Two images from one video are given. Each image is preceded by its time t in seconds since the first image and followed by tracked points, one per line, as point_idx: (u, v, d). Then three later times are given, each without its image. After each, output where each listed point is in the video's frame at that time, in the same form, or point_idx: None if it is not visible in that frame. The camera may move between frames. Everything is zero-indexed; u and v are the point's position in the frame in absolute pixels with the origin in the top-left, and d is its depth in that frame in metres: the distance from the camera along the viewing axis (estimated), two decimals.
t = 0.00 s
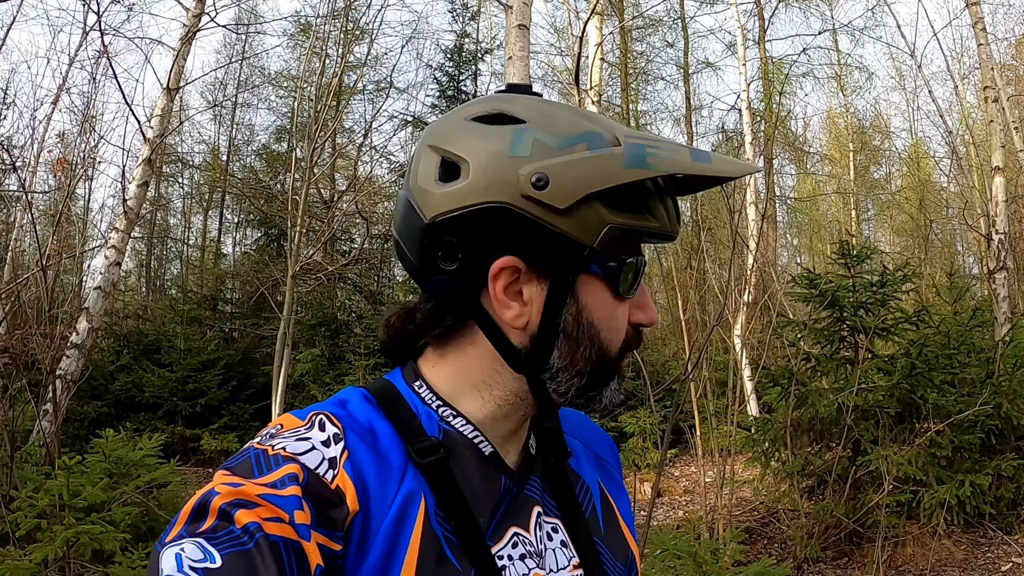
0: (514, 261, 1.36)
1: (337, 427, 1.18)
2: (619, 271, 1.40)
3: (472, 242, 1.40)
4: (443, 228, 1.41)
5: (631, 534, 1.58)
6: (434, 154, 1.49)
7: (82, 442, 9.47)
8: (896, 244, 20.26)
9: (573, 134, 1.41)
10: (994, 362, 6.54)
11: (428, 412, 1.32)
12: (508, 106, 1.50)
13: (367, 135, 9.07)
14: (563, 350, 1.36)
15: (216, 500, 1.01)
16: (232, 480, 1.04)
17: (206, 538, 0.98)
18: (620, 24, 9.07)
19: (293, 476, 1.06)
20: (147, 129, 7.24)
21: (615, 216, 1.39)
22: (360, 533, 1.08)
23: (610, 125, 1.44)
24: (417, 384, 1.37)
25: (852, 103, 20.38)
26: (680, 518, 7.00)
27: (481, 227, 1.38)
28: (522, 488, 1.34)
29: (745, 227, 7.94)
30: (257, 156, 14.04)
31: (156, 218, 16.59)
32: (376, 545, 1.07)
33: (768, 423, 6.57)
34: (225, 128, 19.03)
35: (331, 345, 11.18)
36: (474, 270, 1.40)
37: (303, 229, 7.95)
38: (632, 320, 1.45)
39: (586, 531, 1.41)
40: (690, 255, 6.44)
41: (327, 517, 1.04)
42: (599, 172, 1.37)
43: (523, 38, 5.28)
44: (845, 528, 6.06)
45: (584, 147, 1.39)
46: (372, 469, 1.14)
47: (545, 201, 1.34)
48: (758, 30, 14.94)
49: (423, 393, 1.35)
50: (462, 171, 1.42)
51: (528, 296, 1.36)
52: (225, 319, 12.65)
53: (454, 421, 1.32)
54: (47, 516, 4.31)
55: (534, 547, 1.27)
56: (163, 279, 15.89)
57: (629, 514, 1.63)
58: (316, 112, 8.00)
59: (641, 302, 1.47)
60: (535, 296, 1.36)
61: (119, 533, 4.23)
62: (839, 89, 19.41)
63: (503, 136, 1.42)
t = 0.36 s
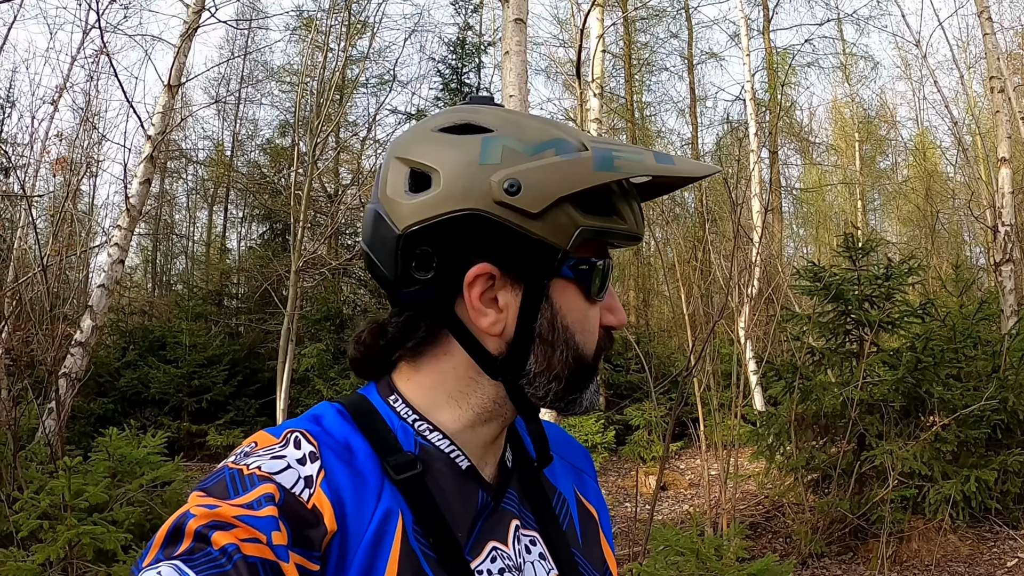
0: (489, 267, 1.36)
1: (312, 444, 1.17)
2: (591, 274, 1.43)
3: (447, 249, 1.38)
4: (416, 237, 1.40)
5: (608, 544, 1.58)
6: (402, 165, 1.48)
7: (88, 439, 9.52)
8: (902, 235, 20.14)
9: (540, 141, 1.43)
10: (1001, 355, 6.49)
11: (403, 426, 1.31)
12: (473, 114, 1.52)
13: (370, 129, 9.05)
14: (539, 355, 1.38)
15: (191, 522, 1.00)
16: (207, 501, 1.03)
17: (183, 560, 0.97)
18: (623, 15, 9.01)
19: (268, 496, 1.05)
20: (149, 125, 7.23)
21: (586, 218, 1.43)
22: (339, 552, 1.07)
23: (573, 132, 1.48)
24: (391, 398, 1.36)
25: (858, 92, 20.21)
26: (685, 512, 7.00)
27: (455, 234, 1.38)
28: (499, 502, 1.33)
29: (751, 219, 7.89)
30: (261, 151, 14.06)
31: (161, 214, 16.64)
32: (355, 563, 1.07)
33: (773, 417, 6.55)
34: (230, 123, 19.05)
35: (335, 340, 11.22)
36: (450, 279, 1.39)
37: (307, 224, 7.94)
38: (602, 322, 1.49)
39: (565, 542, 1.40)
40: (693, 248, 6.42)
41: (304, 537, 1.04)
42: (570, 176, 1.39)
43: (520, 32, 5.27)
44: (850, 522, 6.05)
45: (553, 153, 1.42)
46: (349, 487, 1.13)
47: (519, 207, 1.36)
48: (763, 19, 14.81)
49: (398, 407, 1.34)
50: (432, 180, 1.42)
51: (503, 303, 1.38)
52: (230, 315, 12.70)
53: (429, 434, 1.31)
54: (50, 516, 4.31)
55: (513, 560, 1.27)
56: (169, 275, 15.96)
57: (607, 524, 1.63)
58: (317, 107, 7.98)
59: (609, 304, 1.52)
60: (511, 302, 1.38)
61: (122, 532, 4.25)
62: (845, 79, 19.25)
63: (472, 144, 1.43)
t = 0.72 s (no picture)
0: (481, 252, 1.37)
1: (316, 436, 1.17)
2: (587, 249, 1.42)
3: (438, 236, 1.39)
4: (406, 226, 1.41)
5: (622, 528, 1.57)
6: (387, 156, 1.49)
7: (96, 429, 9.58)
8: (909, 226, 20.05)
9: (522, 117, 1.41)
10: (1009, 348, 6.46)
11: (409, 416, 1.31)
12: (453, 97, 1.51)
13: (376, 119, 9.03)
14: (539, 336, 1.37)
15: (201, 519, 1.01)
16: (216, 498, 1.04)
17: (194, 558, 0.98)
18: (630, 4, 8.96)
19: (276, 490, 1.05)
20: (156, 117, 7.23)
21: (575, 193, 1.41)
22: (346, 544, 1.08)
23: (556, 106, 1.46)
24: (395, 388, 1.36)
25: (865, 83, 20.07)
26: (691, 503, 7.01)
27: (446, 221, 1.38)
28: (508, 489, 1.33)
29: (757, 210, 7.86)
30: (267, 141, 14.06)
31: (167, 205, 16.67)
32: (362, 554, 1.07)
33: (780, 408, 6.56)
34: (235, 113, 19.04)
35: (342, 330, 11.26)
36: (442, 266, 1.40)
37: (314, 215, 7.94)
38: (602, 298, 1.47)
39: (576, 527, 1.40)
40: (700, 239, 6.40)
41: (311, 530, 1.04)
42: (554, 151, 1.38)
43: (530, 22, 5.25)
44: (857, 514, 6.07)
45: (536, 128, 1.40)
46: (354, 477, 1.14)
47: (504, 188, 1.35)
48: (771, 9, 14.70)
49: (403, 397, 1.34)
50: (417, 169, 1.43)
51: (499, 286, 1.38)
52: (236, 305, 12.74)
53: (434, 423, 1.31)
54: (60, 507, 4.34)
55: (523, 548, 1.26)
56: (176, 265, 16.02)
57: (621, 509, 1.62)
58: (324, 98, 7.97)
59: (610, 278, 1.50)
60: (507, 285, 1.38)
61: (131, 522, 4.27)
62: (852, 70, 19.12)
63: (454, 129, 1.42)
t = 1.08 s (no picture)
0: (488, 246, 1.36)
1: (331, 428, 1.18)
2: (596, 240, 1.41)
3: (445, 233, 1.39)
4: (413, 225, 1.41)
5: (644, 519, 1.57)
6: (394, 157, 1.49)
7: (97, 421, 9.59)
8: (909, 219, 20.06)
9: (523, 111, 1.40)
10: (1010, 342, 6.47)
11: (425, 409, 1.32)
12: (456, 96, 1.50)
13: (377, 111, 8.99)
14: (549, 329, 1.37)
15: (215, 509, 1.01)
16: (230, 489, 1.04)
17: (208, 548, 0.98)
18: None
19: (290, 481, 1.05)
20: (156, 108, 7.20)
21: (578, 184, 1.39)
22: (360, 536, 1.08)
23: (559, 99, 1.44)
24: (413, 383, 1.37)
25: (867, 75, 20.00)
26: (692, 495, 7.04)
27: (453, 219, 1.38)
28: (527, 481, 1.32)
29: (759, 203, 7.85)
30: (267, 132, 14.02)
31: (166, 196, 16.63)
32: (377, 546, 1.07)
33: (782, 402, 6.54)
34: (234, 104, 18.97)
35: (342, 322, 11.27)
36: (451, 262, 1.40)
37: (314, 206, 7.91)
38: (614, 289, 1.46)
39: (598, 518, 1.39)
40: (703, 232, 6.39)
41: (326, 520, 1.04)
42: (556, 143, 1.36)
43: (536, 13, 5.22)
44: (858, 507, 6.09)
45: (538, 121, 1.39)
46: (369, 467, 1.14)
47: (507, 182, 1.34)
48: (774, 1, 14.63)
49: (419, 391, 1.35)
50: (422, 168, 1.42)
51: (507, 280, 1.38)
52: (236, 297, 12.74)
53: (451, 415, 1.31)
54: (63, 499, 4.34)
55: (542, 540, 1.26)
56: (175, 257, 15.99)
57: (644, 501, 1.62)
58: (325, 89, 7.95)
59: (621, 269, 1.48)
60: (516, 279, 1.38)
61: (135, 515, 4.26)
62: (853, 62, 19.05)
63: (456, 127, 1.41)
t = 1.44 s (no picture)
0: (480, 245, 1.36)
1: (338, 428, 1.17)
2: (593, 241, 1.39)
3: (437, 231, 1.40)
4: (407, 222, 1.43)
5: (650, 516, 1.57)
6: (396, 152, 1.50)
7: (94, 411, 9.59)
8: (907, 216, 20.10)
9: (521, 109, 1.37)
10: (1007, 341, 6.49)
11: (431, 407, 1.32)
12: (460, 91, 1.48)
13: (376, 102, 8.96)
14: (544, 330, 1.35)
15: (223, 512, 1.01)
16: (238, 491, 1.04)
17: (217, 550, 0.98)
18: None
19: (298, 482, 1.05)
20: (155, 97, 7.15)
21: (574, 184, 1.36)
22: (368, 536, 1.07)
23: (561, 95, 1.40)
24: (418, 381, 1.37)
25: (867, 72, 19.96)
26: (689, 489, 7.07)
27: (446, 216, 1.39)
28: (535, 477, 1.32)
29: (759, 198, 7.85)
30: (265, 122, 13.96)
31: (163, 186, 16.57)
32: (385, 546, 1.07)
33: (780, 397, 6.58)
34: (233, 94, 18.89)
35: (340, 313, 11.26)
36: (446, 260, 1.41)
37: (313, 197, 7.87)
38: (616, 290, 1.43)
39: (605, 514, 1.40)
40: (703, 227, 6.39)
41: (333, 521, 1.04)
42: (549, 141, 1.33)
43: (539, 6, 5.19)
44: (855, 503, 6.13)
45: (534, 119, 1.35)
46: (375, 466, 1.14)
47: (497, 181, 1.32)
48: None
49: (425, 389, 1.35)
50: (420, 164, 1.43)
51: (500, 279, 1.37)
52: (234, 287, 12.71)
53: (457, 414, 1.31)
54: (62, 490, 4.33)
55: (550, 536, 1.26)
56: (172, 247, 15.95)
57: (649, 496, 1.63)
58: (325, 80, 7.91)
59: (626, 271, 1.45)
60: (508, 278, 1.37)
61: (133, 506, 4.26)
62: (853, 59, 19.01)
63: (454, 124, 1.41)
